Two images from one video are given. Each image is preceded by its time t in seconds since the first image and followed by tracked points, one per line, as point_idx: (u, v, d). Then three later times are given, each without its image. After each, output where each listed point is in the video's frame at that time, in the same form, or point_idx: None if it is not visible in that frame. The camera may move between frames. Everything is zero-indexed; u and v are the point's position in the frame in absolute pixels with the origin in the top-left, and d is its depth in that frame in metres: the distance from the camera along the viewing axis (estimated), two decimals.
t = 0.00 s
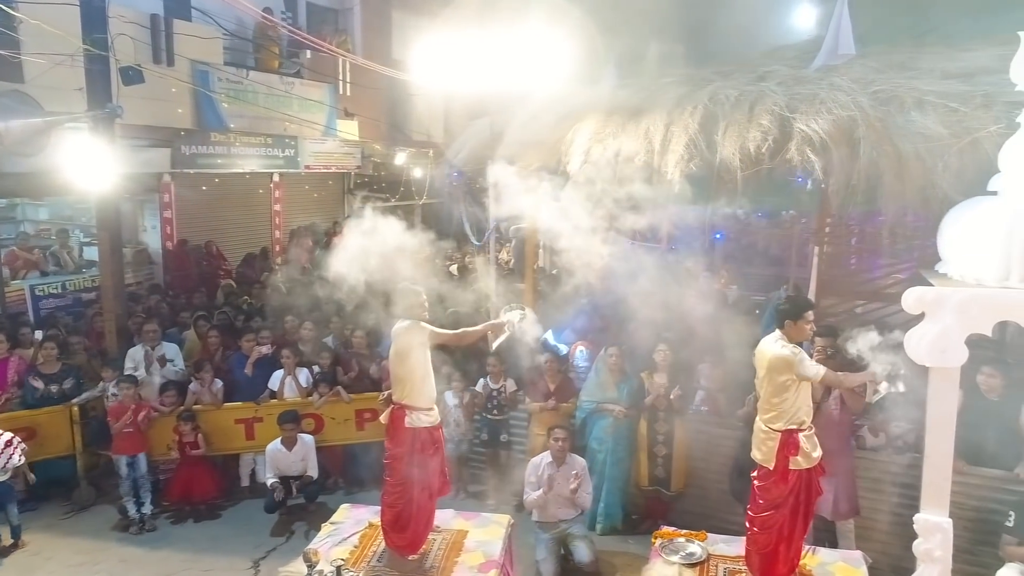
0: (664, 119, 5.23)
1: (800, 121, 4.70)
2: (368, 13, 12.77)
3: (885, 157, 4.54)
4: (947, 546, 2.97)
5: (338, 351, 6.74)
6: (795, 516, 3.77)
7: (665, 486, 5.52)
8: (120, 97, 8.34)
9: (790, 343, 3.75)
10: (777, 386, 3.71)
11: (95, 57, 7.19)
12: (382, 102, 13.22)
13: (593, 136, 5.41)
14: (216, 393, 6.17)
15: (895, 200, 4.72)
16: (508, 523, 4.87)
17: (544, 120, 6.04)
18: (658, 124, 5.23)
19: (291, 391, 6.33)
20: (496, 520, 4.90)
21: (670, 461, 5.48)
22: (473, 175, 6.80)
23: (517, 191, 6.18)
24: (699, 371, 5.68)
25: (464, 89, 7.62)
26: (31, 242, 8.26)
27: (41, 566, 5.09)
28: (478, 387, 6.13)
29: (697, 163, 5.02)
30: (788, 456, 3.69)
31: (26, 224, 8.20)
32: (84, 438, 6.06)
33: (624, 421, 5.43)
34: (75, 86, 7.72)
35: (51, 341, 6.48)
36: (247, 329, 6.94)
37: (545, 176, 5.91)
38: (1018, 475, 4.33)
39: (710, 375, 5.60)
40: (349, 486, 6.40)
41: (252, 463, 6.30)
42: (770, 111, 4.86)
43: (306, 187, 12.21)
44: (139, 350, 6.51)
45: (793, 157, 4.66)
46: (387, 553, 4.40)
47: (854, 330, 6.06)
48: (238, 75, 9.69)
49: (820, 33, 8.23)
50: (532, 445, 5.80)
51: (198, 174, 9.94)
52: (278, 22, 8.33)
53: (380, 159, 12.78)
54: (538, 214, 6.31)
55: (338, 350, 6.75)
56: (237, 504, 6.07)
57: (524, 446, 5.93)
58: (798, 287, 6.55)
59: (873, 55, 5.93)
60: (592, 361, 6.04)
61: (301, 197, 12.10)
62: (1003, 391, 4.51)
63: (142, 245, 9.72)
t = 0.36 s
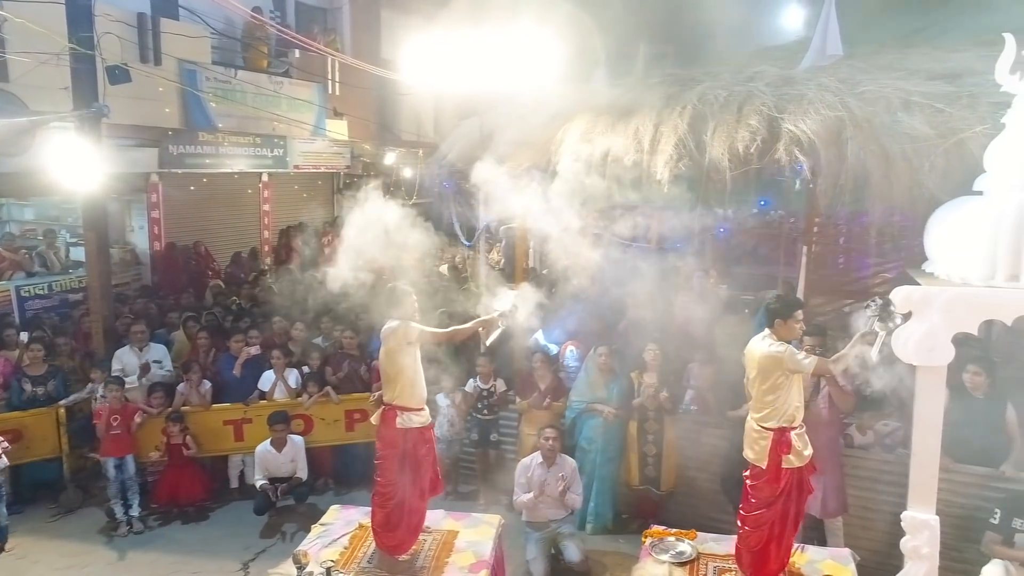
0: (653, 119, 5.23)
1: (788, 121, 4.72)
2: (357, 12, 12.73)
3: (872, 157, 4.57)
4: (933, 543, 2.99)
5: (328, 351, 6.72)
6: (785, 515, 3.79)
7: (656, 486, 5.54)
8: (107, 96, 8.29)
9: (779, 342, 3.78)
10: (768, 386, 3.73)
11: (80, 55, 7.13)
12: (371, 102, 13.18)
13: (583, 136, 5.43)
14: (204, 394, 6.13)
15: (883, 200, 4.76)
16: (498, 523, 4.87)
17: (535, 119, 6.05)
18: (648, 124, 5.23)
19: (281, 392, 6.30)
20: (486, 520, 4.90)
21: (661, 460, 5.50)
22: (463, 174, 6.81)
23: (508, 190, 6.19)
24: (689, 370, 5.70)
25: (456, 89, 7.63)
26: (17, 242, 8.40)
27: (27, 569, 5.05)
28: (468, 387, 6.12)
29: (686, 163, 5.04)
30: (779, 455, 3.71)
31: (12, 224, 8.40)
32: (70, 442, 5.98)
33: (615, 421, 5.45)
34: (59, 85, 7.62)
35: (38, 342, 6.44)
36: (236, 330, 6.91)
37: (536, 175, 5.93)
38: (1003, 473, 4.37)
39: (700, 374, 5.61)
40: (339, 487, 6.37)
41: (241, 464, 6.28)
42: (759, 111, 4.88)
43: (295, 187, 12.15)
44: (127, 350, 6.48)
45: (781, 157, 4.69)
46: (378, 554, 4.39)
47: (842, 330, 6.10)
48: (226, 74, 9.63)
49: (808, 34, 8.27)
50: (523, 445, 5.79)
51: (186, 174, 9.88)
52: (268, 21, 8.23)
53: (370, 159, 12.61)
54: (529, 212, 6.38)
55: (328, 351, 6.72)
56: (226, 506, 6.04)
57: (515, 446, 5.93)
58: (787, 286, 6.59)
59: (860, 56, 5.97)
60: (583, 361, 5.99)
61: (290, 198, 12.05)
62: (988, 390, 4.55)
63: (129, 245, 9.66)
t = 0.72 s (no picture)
0: (643, 119, 5.23)
1: (777, 122, 4.74)
2: (346, 11, 12.67)
3: (860, 157, 4.60)
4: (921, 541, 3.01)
5: (317, 351, 6.70)
6: (776, 514, 3.79)
7: (646, 485, 5.55)
8: (94, 95, 8.21)
9: (770, 342, 3.79)
10: (758, 386, 3.75)
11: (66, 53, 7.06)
12: (361, 102, 13.13)
13: (573, 136, 5.43)
14: (193, 395, 6.10)
15: (871, 200, 4.78)
16: (489, 523, 4.86)
17: (526, 118, 6.05)
18: (638, 123, 5.22)
19: (270, 393, 6.26)
20: (477, 520, 4.89)
21: (651, 459, 5.51)
22: (453, 174, 6.80)
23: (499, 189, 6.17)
24: (678, 369, 5.72)
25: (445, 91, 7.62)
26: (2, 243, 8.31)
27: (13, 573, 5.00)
28: (459, 387, 6.10)
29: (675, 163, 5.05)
30: (769, 454, 3.72)
31: None
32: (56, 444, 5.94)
33: (605, 420, 5.46)
34: (47, 84, 7.61)
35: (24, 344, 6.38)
36: (225, 331, 6.87)
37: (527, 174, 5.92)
38: (990, 470, 4.41)
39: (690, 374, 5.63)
40: (329, 488, 6.35)
41: (231, 465, 6.25)
42: (748, 111, 4.88)
43: (284, 187, 12.10)
44: (113, 350, 6.43)
45: (770, 157, 4.72)
46: (368, 555, 4.37)
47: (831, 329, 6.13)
48: (214, 73, 9.55)
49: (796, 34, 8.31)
50: (514, 445, 5.78)
51: (174, 174, 9.81)
52: (256, 19, 8.10)
53: (359, 158, 12.54)
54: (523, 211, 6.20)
55: (317, 351, 6.70)
56: (215, 508, 6.00)
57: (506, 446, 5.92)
58: (775, 286, 6.62)
59: (848, 56, 6.00)
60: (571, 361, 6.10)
61: (279, 197, 12.00)
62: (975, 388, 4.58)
63: (117, 246, 9.49)
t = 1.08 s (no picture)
0: (633, 118, 5.23)
1: (766, 121, 4.76)
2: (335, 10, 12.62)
3: (848, 157, 4.62)
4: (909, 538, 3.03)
5: (307, 351, 6.67)
6: (766, 513, 3.80)
7: (636, 484, 5.57)
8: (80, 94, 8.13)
9: (760, 342, 3.80)
10: (748, 386, 3.76)
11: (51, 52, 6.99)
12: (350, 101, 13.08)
13: (563, 135, 5.42)
14: (181, 397, 6.06)
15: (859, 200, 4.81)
16: (480, 524, 4.86)
17: (516, 118, 6.03)
18: (628, 123, 5.23)
19: (260, 395, 6.20)
20: (468, 520, 4.88)
21: (641, 458, 5.52)
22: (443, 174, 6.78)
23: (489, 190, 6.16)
24: (668, 368, 5.73)
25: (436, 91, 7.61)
26: None
27: None
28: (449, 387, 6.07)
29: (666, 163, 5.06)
30: (759, 453, 3.73)
31: None
32: (43, 446, 5.89)
33: (595, 420, 5.46)
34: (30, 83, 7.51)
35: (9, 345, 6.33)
36: (213, 332, 6.83)
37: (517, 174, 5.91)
38: (976, 468, 4.45)
39: (680, 373, 5.64)
40: (319, 489, 6.33)
41: (220, 467, 6.21)
42: (737, 111, 4.90)
43: (273, 187, 12.05)
44: (100, 351, 6.40)
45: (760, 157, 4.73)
46: (358, 557, 4.34)
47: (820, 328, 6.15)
48: (202, 72, 9.47)
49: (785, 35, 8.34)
50: (505, 446, 5.78)
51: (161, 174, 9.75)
52: (243, 18, 8.02)
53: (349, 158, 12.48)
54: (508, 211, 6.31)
55: (306, 352, 6.67)
56: (204, 510, 5.95)
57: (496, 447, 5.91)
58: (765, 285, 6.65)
59: (837, 57, 6.04)
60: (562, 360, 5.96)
61: (268, 197, 11.96)
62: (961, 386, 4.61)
63: (104, 246, 9.40)
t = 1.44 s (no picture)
0: (623, 118, 5.25)
1: (756, 122, 4.78)
2: (324, 10, 12.57)
3: (837, 157, 4.64)
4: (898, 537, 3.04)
5: (296, 352, 6.64)
6: (755, 512, 3.81)
7: (626, 483, 5.58)
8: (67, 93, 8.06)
9: (751, 342, 3.80)
10: (737, 386, 3.77)
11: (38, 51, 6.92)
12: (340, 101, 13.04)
13: (553, 135, 5.42)
14: (169, 398, 6.01)
15: (847, 201, 4.84)
16: (470, 524, 4.85)
17: (506, 117, 6.03)
18: (618, 123, 5.24)
19: (249, 396, 6.16)
20: (458, 521, 4.87)
21: (631, 457, 5.54)
22: (433, 174, 6.77)
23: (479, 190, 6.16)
24: (658, 368, 5.74)
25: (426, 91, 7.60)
26: None
27: None
28: (440, 387, 6.05)
29: (655, 163, 5.07)
30: (749, 453, 3.74)
31: None
32: (29, 449, 5.82)
33: (585, 420, 5.47)
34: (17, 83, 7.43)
35: None
36: (202, 332, 6.79)
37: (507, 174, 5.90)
38: (963, 466, 4.47)
39: (670, 373, 5.66)
40: (309, 490, 6.30)
41: (209, 469, 6.17)
42: (726, 112, 4.92)
43: (263, 187, 12.00)
44: (88, 352, 6.34)
45: (749, 157, 4.75)
46: (348, 559, 4.32)
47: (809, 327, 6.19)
48: (190, 72, 9.46)
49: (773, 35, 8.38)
50: (496, 446, 5.78)
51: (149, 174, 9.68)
52: (231, 17, 7.94)
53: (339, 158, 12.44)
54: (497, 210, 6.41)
55: (296, 352, 6.64)
56: (192, 512, 5.92)
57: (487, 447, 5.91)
58: (754, 285, 6.67)
59: (825, 57, 6.08)
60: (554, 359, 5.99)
61: (258, 198, 11.90)
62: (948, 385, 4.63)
63: (90, 246, 9.34)
